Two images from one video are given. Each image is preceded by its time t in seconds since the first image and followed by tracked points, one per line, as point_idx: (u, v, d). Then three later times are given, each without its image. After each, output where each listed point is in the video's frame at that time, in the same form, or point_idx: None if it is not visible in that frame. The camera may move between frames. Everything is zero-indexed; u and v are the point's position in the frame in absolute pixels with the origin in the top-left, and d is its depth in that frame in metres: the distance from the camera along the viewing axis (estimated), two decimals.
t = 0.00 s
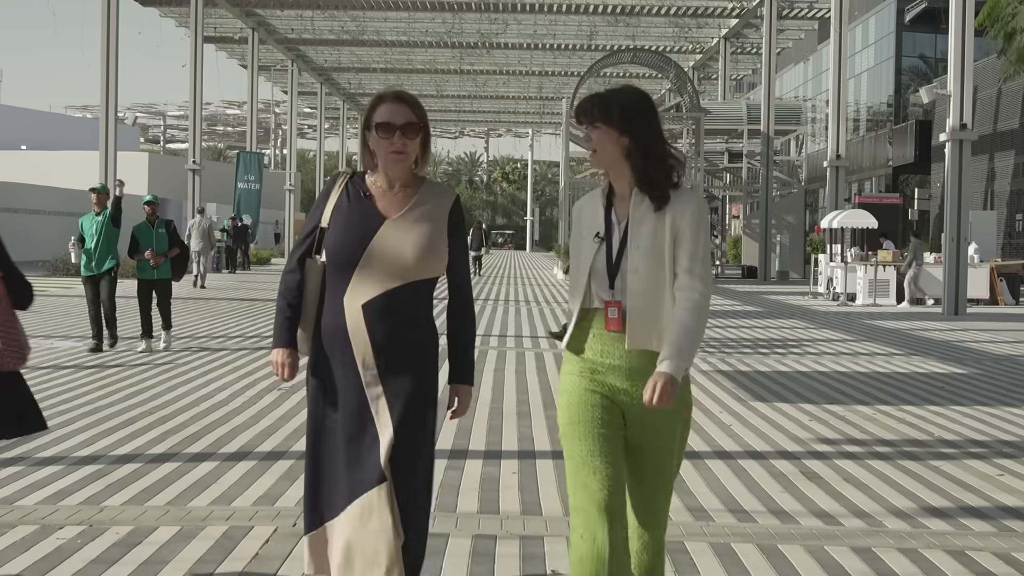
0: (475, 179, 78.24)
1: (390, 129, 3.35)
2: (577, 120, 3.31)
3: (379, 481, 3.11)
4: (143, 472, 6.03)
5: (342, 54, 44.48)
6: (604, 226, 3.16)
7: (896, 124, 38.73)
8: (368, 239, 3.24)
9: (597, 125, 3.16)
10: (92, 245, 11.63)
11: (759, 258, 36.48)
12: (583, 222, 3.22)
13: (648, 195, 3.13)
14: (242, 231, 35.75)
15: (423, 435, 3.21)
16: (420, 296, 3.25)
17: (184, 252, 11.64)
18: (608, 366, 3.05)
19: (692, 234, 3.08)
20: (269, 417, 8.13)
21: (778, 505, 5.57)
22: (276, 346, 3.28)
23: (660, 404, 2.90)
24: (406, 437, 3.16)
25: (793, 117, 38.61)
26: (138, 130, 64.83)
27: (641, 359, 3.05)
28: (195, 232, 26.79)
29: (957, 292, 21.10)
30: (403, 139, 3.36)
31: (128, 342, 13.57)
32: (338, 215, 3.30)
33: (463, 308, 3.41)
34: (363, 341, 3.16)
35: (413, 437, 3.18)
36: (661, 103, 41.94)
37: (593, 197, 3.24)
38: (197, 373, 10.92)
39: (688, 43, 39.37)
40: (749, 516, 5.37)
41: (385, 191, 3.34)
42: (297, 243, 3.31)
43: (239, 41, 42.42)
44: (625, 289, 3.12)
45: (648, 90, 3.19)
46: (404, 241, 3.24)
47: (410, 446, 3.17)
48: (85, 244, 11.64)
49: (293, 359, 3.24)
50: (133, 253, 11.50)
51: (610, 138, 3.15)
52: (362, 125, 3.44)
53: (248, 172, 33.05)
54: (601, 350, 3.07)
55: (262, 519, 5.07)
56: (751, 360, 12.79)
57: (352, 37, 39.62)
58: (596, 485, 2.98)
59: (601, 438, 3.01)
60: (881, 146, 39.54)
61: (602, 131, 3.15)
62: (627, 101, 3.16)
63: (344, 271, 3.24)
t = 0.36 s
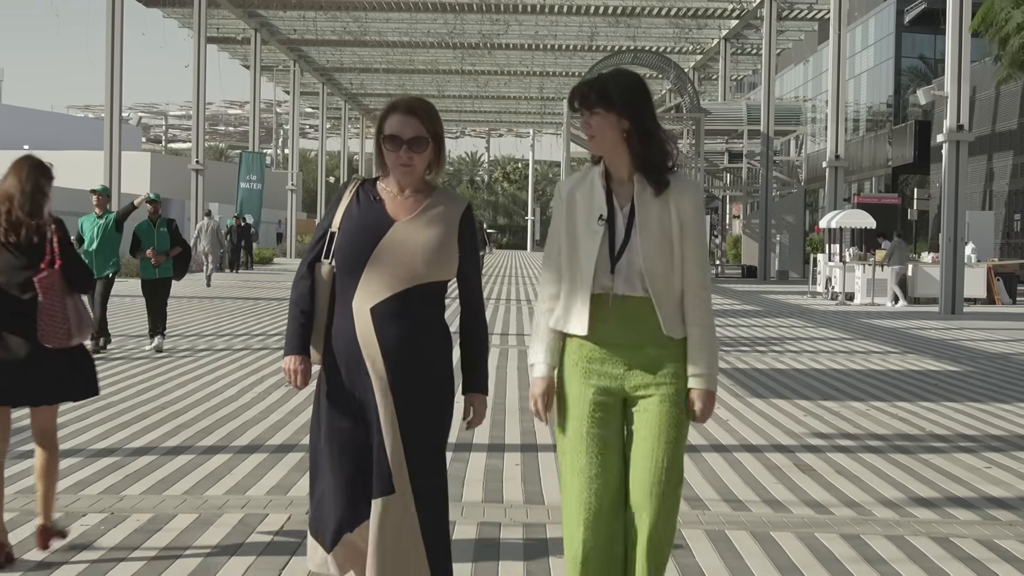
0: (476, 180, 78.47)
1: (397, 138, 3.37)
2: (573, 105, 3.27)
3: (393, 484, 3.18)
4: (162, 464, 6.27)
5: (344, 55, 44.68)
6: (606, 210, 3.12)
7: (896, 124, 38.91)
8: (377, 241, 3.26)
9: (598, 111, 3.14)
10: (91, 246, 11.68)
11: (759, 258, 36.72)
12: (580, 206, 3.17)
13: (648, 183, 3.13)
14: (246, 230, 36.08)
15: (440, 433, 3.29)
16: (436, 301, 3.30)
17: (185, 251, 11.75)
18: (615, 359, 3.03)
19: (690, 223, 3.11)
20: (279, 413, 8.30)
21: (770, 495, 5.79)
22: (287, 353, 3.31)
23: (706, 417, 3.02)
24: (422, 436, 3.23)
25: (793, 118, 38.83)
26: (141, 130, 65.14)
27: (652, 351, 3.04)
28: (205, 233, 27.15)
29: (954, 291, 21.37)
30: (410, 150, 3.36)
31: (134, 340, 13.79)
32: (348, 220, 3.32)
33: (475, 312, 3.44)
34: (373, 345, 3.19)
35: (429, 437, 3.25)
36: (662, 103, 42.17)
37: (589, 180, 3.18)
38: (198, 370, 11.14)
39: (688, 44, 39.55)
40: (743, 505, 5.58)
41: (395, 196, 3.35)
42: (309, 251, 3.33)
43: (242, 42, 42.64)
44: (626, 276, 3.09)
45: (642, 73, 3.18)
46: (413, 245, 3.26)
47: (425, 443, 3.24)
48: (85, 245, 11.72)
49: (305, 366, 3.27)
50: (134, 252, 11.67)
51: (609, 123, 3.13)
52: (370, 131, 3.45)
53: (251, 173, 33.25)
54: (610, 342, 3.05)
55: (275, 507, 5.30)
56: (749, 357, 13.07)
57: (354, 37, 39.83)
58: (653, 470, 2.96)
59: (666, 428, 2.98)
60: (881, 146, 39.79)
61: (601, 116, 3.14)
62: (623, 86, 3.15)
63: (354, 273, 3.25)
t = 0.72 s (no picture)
0: (476, 180, 78.69)
1: (388, 142, 3.29)
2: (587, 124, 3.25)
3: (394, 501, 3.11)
4: (171, 458, 6.51)
5: (344, 56, 44.91)
6: (614, 228, 3.12)
7: (893, 125, 39.14)
8: (371, 254, 3.19)
9: (610, 131, 3.13)
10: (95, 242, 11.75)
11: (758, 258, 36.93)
12: (588, 220, 3.15)
13: (657, 207, 3.14)
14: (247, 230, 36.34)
15: (438, 442, 3.20)
16: (432, 310, 3.23)
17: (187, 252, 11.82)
18: (623, 373, 3.03)
19: (696, 246, 3.15)
20: (284, 410, 8.52)
21: (759, 488, 5.99)
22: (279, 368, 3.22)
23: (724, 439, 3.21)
24: (418, 449, 3.14)
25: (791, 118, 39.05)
26: (141, 131, 65.41)
27: (658, 370, 3.02)
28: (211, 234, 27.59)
29: (948, 291, 21.56)
30: (402, 153, 3.29)
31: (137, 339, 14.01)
32: (342, 230, 3.25)
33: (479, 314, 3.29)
34: (373, 356, 3.11)
35: (426, 448, 3.16)
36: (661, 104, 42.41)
37: (599, 196, 3.17)
38: (200, 367, 11.32)
39: (687, 45, 39.76)
40: (732, 497, 5.80)
41: (387, 205, 3.29)
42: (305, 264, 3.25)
43: (243, 43, 42.89)
44: (632, 295, 3.09)
45: (652, 88, 3.17)
46: (408, 256, 3.20)
47: (421, 456, 3.15)
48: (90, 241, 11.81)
49: (298, 383, 3.19)
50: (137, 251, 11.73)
51: (626, 143, 3.12)
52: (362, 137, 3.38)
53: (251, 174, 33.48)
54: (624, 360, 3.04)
55: (281, 500, 5.51)
56: (744, 356, 13.29)
57: (354, 39, 40.04)
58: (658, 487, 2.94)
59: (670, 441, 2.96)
60: (879, 146, 40.04)
61: (614, 135, 3.13)
62: (634, 102, 3.13)
63: (349, 286, 3.18)
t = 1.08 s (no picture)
0: (476, 180, 78.83)
1: (375, 131, 3.28)
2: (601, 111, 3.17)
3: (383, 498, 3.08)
4: (179, 453, 6.71)
5: (345, 57, 45.17)
6: (629, 219, 3.06)
7: (891, 126, 39.38)
8: (357, 247, 3.17)
9: (621, 117, 3.05)
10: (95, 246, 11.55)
11: (756, 259, 37.16)
12: (605, 211, 3.11)
13: (679, 191, 3.07)
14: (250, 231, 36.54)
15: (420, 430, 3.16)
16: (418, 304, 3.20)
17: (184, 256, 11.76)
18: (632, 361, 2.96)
19: (712, 234, 3.06)
20: (287, 407, 8.72)
21: (747, 481, 6.21)
22: (263, 361, 3.21)
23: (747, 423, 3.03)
24: (402, 439, 3.11)
25: (789, 120, 39.30)
26: (142, 131, 65.63)
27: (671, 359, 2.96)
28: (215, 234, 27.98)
29: (943, 292, 21.77)
30: (389, 140, 3.29)
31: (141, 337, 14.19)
32: (327, 225, 3.23)
33: (459, 308, 3.30)
34: (358, 351, 3.09)
35: (410, 439, 3.13)
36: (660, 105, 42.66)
37: (614, 188, 3.13)
38: (203, 366, 11.51)
39: (685, 46, 39.97)
40: (722, 490, 6.02)
41: (372, 197, 3.26)
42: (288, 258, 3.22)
43: (244, 44, 43.14)
44: (649, 284, 3.03)
45: (672, 79, 3.10)
46: (396, 247, 3.17)
47: (408, 447, 3.13)
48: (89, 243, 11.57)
49: (285, 375, 3.19)
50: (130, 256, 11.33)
51: (639, 134, 3.05)
52: (346, 128, 3.36)
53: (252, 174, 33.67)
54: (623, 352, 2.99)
55: (286, 492, 5.71)
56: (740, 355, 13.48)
57: (354, 40, 40.27)
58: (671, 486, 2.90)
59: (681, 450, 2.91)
60: (877, 147, 40.30)
61: (627, 124, 3.04)
62: (650, 90, 3.06)
63: (336, 279, 3.16)
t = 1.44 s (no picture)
0: (476, 180, 78.97)
1: (377, 141, 3.34)
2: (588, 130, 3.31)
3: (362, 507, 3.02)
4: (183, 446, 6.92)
5: (345, 58, 45.42)
6: (619, 239, 3.18)
7: (889, 126, 39.59)
8: (345, 255, 3.18)
9: (608, 139, 3.19)
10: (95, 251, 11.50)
11: (753, 258, 37.32)
12: (590, 232, 3.24)
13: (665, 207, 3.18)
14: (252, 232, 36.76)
15: (396, 443, 3.12)
16: (405, 313, 3.20)
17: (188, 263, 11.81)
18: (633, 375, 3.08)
19: (701, 248, 3.15)
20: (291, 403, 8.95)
21: (736, 472, 6.45)
22: (257, 367, 3.20)
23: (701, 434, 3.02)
24: (381, 448, 3.08)
25: (787, 120, 39.52)
26: (142, 132, 65.82)
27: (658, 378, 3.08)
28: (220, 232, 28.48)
29: (937, 291, 22.02)
30: (389, 149, 3.35)
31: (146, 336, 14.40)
32: (318, 233, 3.24)
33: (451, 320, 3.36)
34: (339, 361, 3.08)
35: (389, 445, 3.10)
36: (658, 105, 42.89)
37: (602, 207, 3.25)
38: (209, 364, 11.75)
39: (683, 47, 40.20)
40: (711, 481, 6.25)
41: (365, 206, 3.28)
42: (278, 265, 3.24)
43: (244, 45, 43.41)
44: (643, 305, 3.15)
45: (653, 94, 3.24)
46: (383, 257, 3.18)
47: (390, 455, 3.09)
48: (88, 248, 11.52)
49: (277, 383, 3.16)
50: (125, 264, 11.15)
51: (624, 152, 3.18)
52: (343, 138, 3.43)
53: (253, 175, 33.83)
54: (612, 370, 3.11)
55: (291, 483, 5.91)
56: (735, 354, 13.72)
57: (354, 41, 40.53)
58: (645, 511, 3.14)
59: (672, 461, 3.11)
60: (874, 146, 40.55)
61: (616, 145, 3.18)
62: (637, 110, 3.20)
63: (323, 286, 3.17)
